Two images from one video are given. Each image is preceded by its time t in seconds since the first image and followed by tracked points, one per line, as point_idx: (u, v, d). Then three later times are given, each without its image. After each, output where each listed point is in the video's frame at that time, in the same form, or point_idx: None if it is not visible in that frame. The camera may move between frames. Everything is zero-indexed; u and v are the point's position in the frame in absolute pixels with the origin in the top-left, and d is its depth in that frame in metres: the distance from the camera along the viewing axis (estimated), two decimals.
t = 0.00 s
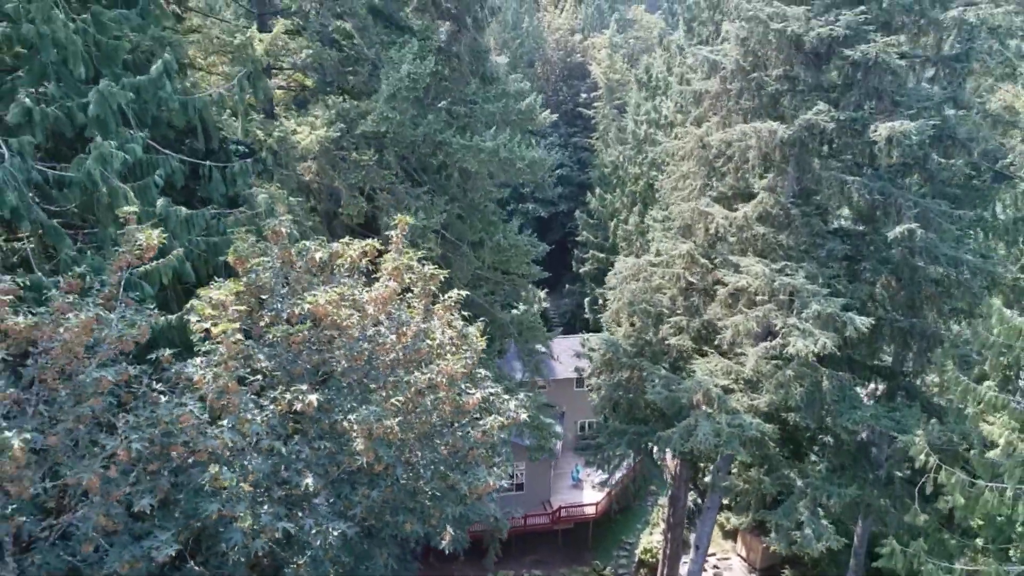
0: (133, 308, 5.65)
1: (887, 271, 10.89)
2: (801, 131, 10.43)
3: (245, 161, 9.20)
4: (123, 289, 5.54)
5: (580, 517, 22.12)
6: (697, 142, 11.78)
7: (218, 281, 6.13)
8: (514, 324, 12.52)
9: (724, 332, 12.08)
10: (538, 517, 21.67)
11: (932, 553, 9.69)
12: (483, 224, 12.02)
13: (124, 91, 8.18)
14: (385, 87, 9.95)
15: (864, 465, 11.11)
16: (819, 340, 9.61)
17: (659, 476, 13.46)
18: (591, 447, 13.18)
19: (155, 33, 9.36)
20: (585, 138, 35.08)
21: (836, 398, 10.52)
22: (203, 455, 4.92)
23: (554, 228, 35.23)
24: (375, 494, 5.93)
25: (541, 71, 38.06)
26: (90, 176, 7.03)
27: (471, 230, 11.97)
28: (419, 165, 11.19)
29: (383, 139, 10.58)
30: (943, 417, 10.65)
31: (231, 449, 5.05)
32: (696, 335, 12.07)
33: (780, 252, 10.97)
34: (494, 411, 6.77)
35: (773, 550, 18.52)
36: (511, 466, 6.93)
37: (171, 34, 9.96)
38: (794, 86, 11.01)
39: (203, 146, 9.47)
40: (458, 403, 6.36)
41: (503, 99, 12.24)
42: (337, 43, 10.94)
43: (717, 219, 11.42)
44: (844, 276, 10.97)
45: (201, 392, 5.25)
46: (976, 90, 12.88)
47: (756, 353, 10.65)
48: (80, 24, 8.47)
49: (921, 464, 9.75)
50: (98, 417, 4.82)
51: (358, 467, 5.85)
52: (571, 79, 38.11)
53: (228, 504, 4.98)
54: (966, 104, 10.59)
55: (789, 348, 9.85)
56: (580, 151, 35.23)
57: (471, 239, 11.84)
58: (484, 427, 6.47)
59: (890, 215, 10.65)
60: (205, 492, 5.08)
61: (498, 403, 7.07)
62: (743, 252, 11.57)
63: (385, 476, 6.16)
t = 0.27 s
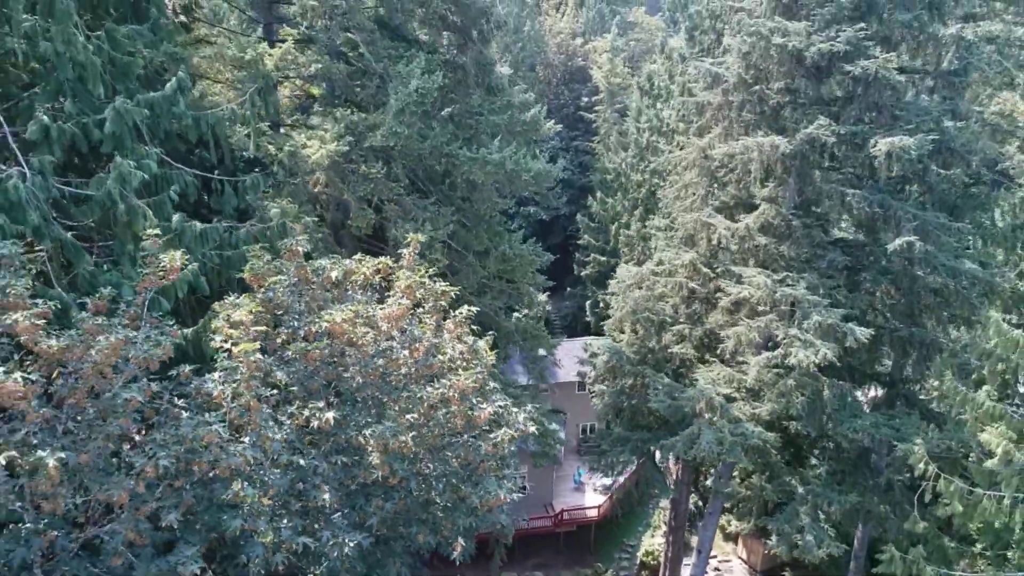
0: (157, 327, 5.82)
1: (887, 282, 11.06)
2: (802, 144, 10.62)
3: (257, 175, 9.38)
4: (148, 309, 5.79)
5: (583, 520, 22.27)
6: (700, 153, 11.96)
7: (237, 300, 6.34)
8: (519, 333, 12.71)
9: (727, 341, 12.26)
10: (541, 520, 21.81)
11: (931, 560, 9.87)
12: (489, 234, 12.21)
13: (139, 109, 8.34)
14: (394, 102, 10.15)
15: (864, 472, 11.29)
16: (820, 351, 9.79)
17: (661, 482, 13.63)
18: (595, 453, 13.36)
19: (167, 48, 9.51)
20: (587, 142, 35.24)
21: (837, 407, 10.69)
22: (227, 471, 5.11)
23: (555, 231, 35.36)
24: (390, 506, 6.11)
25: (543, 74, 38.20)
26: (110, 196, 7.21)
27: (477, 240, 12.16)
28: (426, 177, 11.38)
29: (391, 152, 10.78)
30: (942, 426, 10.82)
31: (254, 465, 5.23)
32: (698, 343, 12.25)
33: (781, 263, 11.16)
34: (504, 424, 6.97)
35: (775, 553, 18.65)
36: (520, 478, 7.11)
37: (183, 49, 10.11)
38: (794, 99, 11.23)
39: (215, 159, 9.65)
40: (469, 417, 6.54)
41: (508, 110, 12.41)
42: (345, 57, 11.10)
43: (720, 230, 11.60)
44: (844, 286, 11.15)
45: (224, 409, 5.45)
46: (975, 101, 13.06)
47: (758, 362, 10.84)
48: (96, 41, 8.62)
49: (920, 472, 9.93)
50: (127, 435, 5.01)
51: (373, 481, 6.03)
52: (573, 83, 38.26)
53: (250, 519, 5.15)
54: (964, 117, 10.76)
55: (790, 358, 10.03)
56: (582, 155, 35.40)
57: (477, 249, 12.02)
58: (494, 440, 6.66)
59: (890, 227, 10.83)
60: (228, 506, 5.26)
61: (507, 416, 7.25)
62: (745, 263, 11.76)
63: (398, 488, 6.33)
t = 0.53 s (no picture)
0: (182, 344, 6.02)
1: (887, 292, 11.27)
2: (804, 157, 10.83)
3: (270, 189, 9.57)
4: (174, 327, 5.92)
5: (585, 522, 22.29)
6: (703, 164, 12.15)
7: (257, 317, 6.54)
8: (524, 340, 12.92)
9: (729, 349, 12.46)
10: (544, 522, 21.87)
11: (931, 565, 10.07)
12: (495, 243, 12.40)
13: (155, 125, 8.51)
14: (405, 117, 10.37)
15: (865, 478, 11.49)
16: (821, 360, 10.00)
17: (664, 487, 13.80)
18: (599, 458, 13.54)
19: (181, 64, 9.66)
20: (588, 146, 35.43)
21: (837, 414, 10.89)
22: (251, 485, 5.31)
23: (556, 234, 35.48)
24: (405, 517, 6.31)
25: (544, 78, 38.37)
26: (131, 214, 7.42)
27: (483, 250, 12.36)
28: (434, 189, 11.58)
29: (400, 164, 10.98)
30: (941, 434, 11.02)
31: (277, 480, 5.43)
32: (701, 352, 12.45)
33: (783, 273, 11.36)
34: (514, 436, 7.17)
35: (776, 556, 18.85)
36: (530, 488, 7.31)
37: (196, 64, 10.26)
38: (795, 111, 11.43)
39: (229, 173, 9.83)
40: (481, 429, 6.74)
41: (514, 122, 12.61)
42: (354, 70, 11.26)
43: (723, 240, 11.79)
44: (845, 296, 11.35)
45: (247, 425, 5.65)
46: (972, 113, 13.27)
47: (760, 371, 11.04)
48: (113, 58, 8.74)
49: (920, 479, 10.13)
50: (156, 451, 5.20)
51: (390, 493, 6.23)
52: (574, 87, 38.43)
53: (274, 531, 5.35)
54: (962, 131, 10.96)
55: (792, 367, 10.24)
56: (583, 159, 35.59)
57: (484, 259, 12.22)
58: (506, 453, 6.85)
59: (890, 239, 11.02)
60: (251, 519, 5.46)
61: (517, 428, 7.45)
62: (747, 272, 11.95)
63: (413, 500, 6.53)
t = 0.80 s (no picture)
0: (206, 360, 6.23)
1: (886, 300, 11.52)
2: (805, 169, 11.05)
3: (283, 202, 9.79)
4: (199, 344, 6.05)
5: (588, 524, 22.25)
6: (705, 174, 12.36)
7: (277, 332, 6.77)
8: (529, 346, 13.15)
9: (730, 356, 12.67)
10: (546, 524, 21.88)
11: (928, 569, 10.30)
12: (501, 252, 12.59)
13: (172, 141, 8.71)
14: (415, 131, 10.59)
15: (865, 484, 11.71)
16: (822, 369, 10.23)
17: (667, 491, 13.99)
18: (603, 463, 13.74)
19: (196, 79, 9.86)
20: (590, 149, 35.62)
21: (838, 422, 11.10)
22: (276, 497, 5.53)
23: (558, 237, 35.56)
24: (420, 525, 6.56)
25: (546, 82, 38.51)
26: (152, 230, 7.64)
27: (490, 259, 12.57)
28: (442, 200, 11.82)
29: (409, 176, 11.19)
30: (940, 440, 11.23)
31: (300, 491, 5.64)
32: (704, 359, 12.66)
33: (784, 283, 11.59)
34: (525, 446, 7.39)
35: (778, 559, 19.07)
36: (539, 497, 7.51)
37: (209, 77, 10.45)
38: (796, 123, 11.64)
39: (242, 185, 10.05)
40: (493, 439, 6.95)
41: (520, 132, 12.82)
42: (363, 83, 11.46)
43: (725, 250, 12.00)
44: (845, 305, 11.57)
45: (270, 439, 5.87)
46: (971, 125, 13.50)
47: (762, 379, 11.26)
48: (130, 75, 8.93)
49: (918, 485, 10.35)
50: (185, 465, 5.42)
51: (406, 501, 6.46)
52: (576, 90, 38.60)
53: (296, 541, 5.57)
54: (961, 142, 11.19)
55: (794, 375, 10.47)
56: (585, 162, 35.79)
57: (490, 268, 12.42)
58: (517, 464, 7.06)
59: (889, 252, 11.21)
60: (274, 529, 5.67)
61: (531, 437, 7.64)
62: (750, 281, 12.15)
63: (427, 510, 6.74)
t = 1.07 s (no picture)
0: (230, 374, 6.48)
1: (884, 309, 11.78)
2: (805, 182, 11.29)
3: (296, 216, 10.04)
4: (225, 359, 6.34)
5: (589, 526, 22.37)
6: (708, 185, 12.58)
7: (295, 346, 7.03)
8: (535, 354, 13.39)
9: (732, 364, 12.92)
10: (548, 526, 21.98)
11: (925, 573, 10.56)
12: (507, 261, 12.83)
13: (189, 157, 8.92)
14: (424, 145, 10.82)
15: (864, 489, 11.96)
16: (822, 377, 10.48)
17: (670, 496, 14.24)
18: (607, 467, 13.98)
19: (212, 95, 10.10)
20: (591, 153, 35.87)
21: (838, 429, 11.35)
22: (299, 508, 5.78)
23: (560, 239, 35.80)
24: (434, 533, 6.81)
25: (548, 86, 38.74)
26: (174, 247, 7.90)
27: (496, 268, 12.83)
28: (450, 210, 12.07)
29: (418, 188, 11.44)
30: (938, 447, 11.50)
31: (322, 502, 5.90)
32: (706, 366, 12.90)
33: (786, 292, 11.83)
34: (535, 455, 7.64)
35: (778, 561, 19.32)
36: (548, 505, 7.77)
37: (223, 92, 10.69)
38: (797, 135, 11.89)
39: (256, 199, 10.30)
40: (505, 450, 7.21)
41: (525, 143, 13.05)
42: (372, 97, 11.68)
43: (728, 260, 12.24)
44: (844, 314, 11.82)
45: (291, 451, 6.14)
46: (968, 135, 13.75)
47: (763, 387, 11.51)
48: (150, 93, 9.17)
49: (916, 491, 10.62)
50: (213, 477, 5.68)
51: (421, 510, 6.72)
52: (578, 94, 38.85)
53: (318, 550, 5.83)
54: (957, 155, 11.44)
55: (795, 384, 10.72)
56: (587, 166, 36.04)
57: (497, 277, 12.66)
58: (527, 473, 7.33)
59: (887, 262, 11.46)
60: (297, 538, 5.93)
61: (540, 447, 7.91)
62: (752, 291, 12.40)
63: (441, 518, 6.99)
